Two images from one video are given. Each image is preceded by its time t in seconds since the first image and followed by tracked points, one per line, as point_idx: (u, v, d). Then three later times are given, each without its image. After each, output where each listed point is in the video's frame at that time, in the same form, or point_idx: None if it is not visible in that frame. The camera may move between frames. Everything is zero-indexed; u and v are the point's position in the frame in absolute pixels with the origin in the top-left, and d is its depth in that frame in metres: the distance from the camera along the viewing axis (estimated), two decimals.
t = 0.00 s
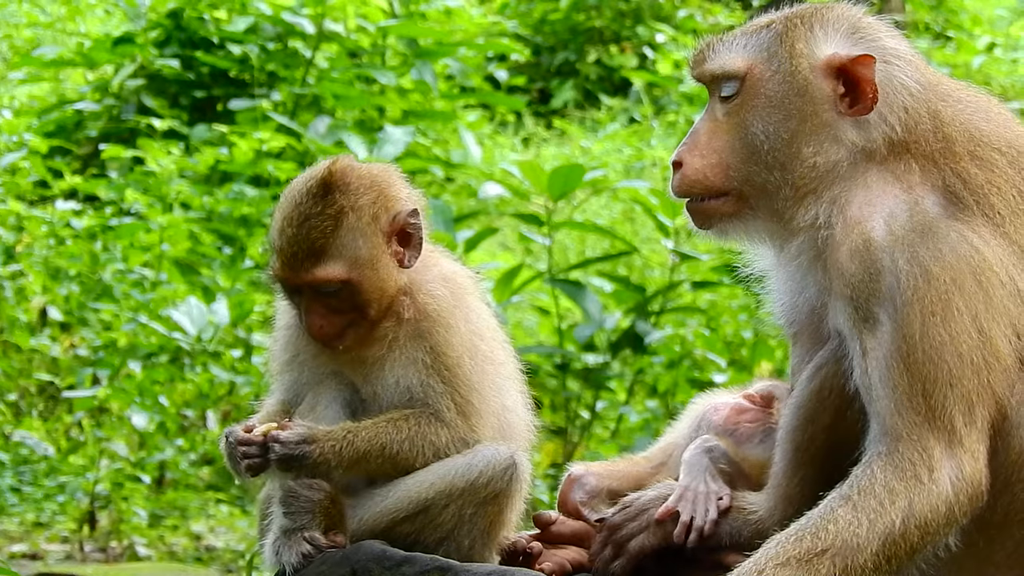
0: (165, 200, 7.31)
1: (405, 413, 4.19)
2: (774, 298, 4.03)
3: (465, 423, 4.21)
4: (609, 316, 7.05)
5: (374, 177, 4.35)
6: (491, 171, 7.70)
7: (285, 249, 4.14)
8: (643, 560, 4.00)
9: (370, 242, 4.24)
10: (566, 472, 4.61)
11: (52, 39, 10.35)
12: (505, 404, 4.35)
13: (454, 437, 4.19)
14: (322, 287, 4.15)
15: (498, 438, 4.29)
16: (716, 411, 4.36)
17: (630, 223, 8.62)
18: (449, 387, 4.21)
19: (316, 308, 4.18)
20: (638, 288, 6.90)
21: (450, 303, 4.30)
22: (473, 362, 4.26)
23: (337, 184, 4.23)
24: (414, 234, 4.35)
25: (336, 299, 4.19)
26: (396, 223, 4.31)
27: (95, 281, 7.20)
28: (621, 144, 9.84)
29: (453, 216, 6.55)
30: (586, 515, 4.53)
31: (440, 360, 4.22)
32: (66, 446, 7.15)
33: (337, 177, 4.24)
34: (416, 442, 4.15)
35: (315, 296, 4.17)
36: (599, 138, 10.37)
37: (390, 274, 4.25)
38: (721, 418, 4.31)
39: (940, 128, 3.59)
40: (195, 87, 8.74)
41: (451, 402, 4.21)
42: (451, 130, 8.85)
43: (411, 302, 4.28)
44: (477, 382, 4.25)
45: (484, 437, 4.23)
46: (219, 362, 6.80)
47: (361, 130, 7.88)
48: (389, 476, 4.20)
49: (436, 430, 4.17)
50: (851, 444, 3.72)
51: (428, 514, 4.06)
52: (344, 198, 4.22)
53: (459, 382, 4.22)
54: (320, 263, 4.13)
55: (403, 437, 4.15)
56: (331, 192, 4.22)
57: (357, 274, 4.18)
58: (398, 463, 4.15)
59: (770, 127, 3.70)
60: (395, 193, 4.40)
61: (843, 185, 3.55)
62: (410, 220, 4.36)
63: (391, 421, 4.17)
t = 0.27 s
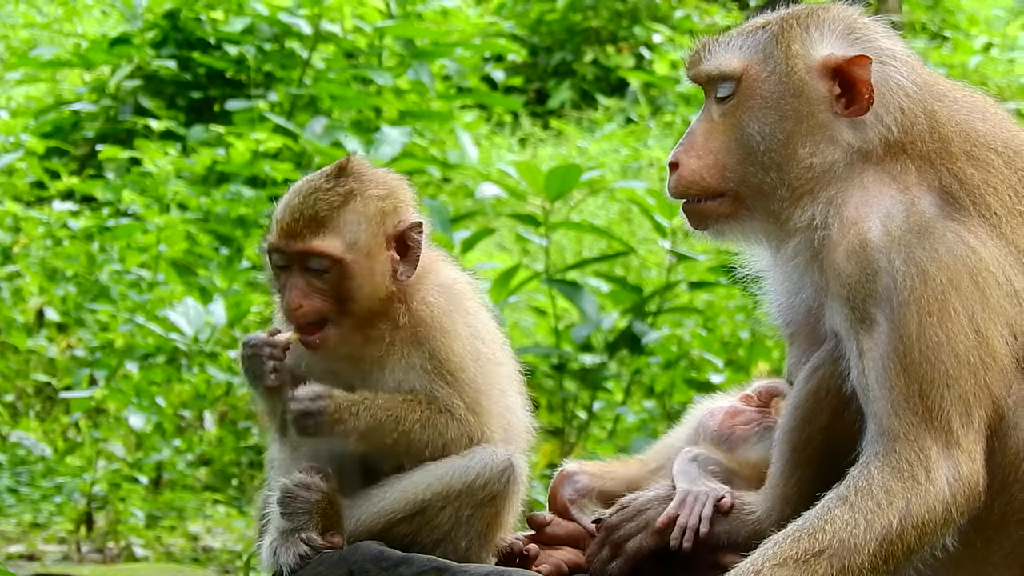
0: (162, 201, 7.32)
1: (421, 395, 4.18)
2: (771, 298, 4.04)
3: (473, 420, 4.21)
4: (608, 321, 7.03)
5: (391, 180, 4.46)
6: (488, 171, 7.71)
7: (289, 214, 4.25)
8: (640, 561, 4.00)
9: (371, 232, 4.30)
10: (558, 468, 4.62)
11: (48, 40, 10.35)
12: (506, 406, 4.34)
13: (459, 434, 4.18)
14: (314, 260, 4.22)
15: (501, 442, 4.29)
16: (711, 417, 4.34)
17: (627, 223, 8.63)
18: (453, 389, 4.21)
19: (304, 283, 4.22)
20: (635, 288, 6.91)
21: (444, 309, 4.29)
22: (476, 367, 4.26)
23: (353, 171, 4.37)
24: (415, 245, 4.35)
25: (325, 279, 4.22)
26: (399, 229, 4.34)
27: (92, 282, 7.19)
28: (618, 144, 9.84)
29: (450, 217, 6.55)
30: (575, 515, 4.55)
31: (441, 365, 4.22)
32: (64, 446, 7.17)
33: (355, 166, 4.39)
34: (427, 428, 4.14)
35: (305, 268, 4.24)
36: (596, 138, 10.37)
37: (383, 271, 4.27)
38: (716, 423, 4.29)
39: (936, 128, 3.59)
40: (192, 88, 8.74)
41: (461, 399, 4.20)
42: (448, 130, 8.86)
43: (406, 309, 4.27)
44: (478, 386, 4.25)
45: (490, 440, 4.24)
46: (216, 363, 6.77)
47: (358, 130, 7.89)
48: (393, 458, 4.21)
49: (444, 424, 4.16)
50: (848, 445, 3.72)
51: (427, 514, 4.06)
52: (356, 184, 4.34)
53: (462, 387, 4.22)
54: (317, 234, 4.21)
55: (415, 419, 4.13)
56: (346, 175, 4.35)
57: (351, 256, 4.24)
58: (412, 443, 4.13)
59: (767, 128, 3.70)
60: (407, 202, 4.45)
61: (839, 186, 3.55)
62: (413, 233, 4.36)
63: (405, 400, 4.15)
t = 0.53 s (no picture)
0: (161, 201, 7.32)
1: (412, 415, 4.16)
2: (769, 298, 4.04)
3: (473, 425, 4.21)
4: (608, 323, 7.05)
5: (393, 189, 4.45)
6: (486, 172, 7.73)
7: (285, 217, 4.28)
8: (639, 560, 4.01)
9: (366, 241, 4.31)
10: (550, 469, 4.59)
11: (47, 40, 10.34)
12: (504, 406, 4.35)
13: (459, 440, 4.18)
14: (305, 264, 4.25)
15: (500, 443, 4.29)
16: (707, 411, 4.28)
17: (626, 223, 8.64)
18: (452, 394, 4.21)
19: (294, 286, 4.26)
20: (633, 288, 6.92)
21: (444, 311, 4.29)
22: (475, 368, 4.26)
23: (354, 177, 4.39)
24: (412, 256, 4.32)
25: (316, 284, 4.25)
26: (396, 239, 4.32)
27: (90, 282, 7.19)
28: (617, 144, 9.84)
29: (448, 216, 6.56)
30: (570, 515, 4.54)
31: (439, 368, 4.23)
32: (62, 446, 7.18)
33: (357, 173, 4.40)
34: (425, 443, 4.12)
35: (296, 271, 4.27)
36: (595, 138, 10.37)
37: (375, 281, 4.27)
38: (710, 418, 4.24)
39: (934, 128, 3.60)
40: (190, 88, 8.74)
41: (458, 405, 4.20)
42: (446, 130, 8.86)
43: (405, 312, 4.28)
44: (478, 388, 4.24)
45: (490, 441, 4.24)
46: (214, 362, 6.79)
47: (356, 130, 7.89)
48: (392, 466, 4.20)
49: (442, 433, 4.15)
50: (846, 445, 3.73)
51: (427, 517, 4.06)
52: (355, 191, 4.35)
53: (462, 389, 4.22)
54: (310, 239, 4.24)
55: (413, 436, 4.11)
56: (346, 181, 4.37)
57: (342, 263, 4.26)
58: (413, 461, 4.11)
59: (764, 128, 3.70)
60: (408, 212, 4.44)
61: (838, 186, 3.55)
62: (411, 243, 4.33)
63: (400, 421, 4.13)
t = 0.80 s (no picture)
0: (159, 200, 7.32)
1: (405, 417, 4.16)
2: (766, 298, 4.04)
3: (467, 425, 4.20)
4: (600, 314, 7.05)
5: (384, 184, 4.42)
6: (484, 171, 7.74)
7: (276, 212, 4.29)
8: (636, 559, 4.02)
9: (354, 237, 4.29)
10: (547, 471, 4.58)
11: (45, 39, 10.33)
12: (500, 405, 4.35)
13: (455, 440, 4.18)
14: (294, 259, 4.26)
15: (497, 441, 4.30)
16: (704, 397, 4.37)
17: (624, 222, 8.64)
18: (448, 393, 4.21)
19: (284, 281, 4.27)
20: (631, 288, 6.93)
21: (442, 309, 4.29)
22: (471, 366, 4.25)
23: (343, 173, 4.36)
24: (406, 254, 4.29)
25: (305, 280, 4.26)
26: (387, 235, 4.30)
27: (88, 281, 7.20)
28: (614, 143, 9.84)
29: (446, 216, 6.57)
30: (568, 514, 4.51)
31: (434, 366, 4.22)
32: (60, 446, 7.18)
33: (346, 168, 4.38)
34: (420, 443, 4.12)
35: (288, 266, 4.28)
36: (592, 137, 10.38)
37: (366, 277, 4.27)
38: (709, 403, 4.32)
39: (930, 127, 3.60)
40: (188, 87, 8.74)
41: (453, 405, 4.20)
42: (444, 130, 8.86)
43: (400, 309, 4.28)
44: (473, 386, 4.24)
45: (486, 439, 4.24)
46: (213, 362, 6.74)
47: (354, 129, 7.90)
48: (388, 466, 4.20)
49: (437, 433, 4.15)
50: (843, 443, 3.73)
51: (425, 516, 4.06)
52: (343, 187, 4.33)
53: (457, 388, 4.21)
54: (299, 235, 4.24)
55: (407, 437, 4.11)
56: (336, 178, 4.35)
57: (329, 260, 4.26)
58: (409, 461, 4.10)
59: (760, 127, 3.70)
60: (400, 208, 4.41)
61: (835, 184, 3.56)
62: (405, 239, 4.30)
63: (394, 423, 4.13)
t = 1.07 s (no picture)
0: (156, 198, 7.31)
1: (400, 417, 4.18)
2: (764, 296, 4.05)
3: (462, 425, 4.21)
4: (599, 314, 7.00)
5: (382, 168, 4.44)
6: (481, 170, 7.75)
7: (279, 214, 4.27)
8: (633, 559, 4.02)
9: (362, 226, 4.31)
10: (560, 464, 4.64)
11: (42, 37, 10.31)
12: (498, 404, 4.35)
13: (452, 439, 4.18)
14: (306, 260, 4.24)
15: (492, 440, 4.30)
16: (724, 399, 4.47)
17: (621, 221, 8.64)
18: (444, 392, 4.21)
19: (297, 282, 4.25)
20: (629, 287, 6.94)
21: (441, 304, 4.29)
22: (468, 365, 4.25)
23: (341, 164, 4.38)
24: (414, 231, 4.36)
25: (318, 276, 4.26)
26: (396, 217, 4.35)
27: (85, 279, 7.19)
28: (612, 142, 9.84)
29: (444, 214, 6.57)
30: (575, 510, 4.58)
31: (433, 364, 4.23)
32: (57, 443, 7.17)
33: (343, 159, 4.39)
34: (414, 444, 4.13)
35: (299, 267, 4.27)
36: (590, 136, 10.37)
37: (379, 264, 4.29)
38: (725, 406, 4.43)
39: (927, 126, 3.60)
40: (186, 85, 8.73)
41: (448, 405, 4.20)
42: (442, 128, 8.86)
43: (401, 303, 4.29)
44: (472, 383, 4.24)
45: (483, 439, 4.24)
46: (210, 360, 6.75)
47: (352, 128, 7.90)
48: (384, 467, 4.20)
49: (433, 433, 4.16)
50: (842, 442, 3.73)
51: (423, 516, 4.07)
52: (343, 178, 4.35)
53: (453, 386, 4.21)
54: (307, 234, 4.23)
55: (399, 439, 4.12)
56: (334, 170, 4.37)
57: (343, 253, 4.26)
58: (403, 463, 4.11)
59: (757, 127, 3.71)
60: (401, 188, 4.45)
61: (831, 183, 3.56)
62: (411, 218, 4.37)
63: (386, 425, 4.15)
